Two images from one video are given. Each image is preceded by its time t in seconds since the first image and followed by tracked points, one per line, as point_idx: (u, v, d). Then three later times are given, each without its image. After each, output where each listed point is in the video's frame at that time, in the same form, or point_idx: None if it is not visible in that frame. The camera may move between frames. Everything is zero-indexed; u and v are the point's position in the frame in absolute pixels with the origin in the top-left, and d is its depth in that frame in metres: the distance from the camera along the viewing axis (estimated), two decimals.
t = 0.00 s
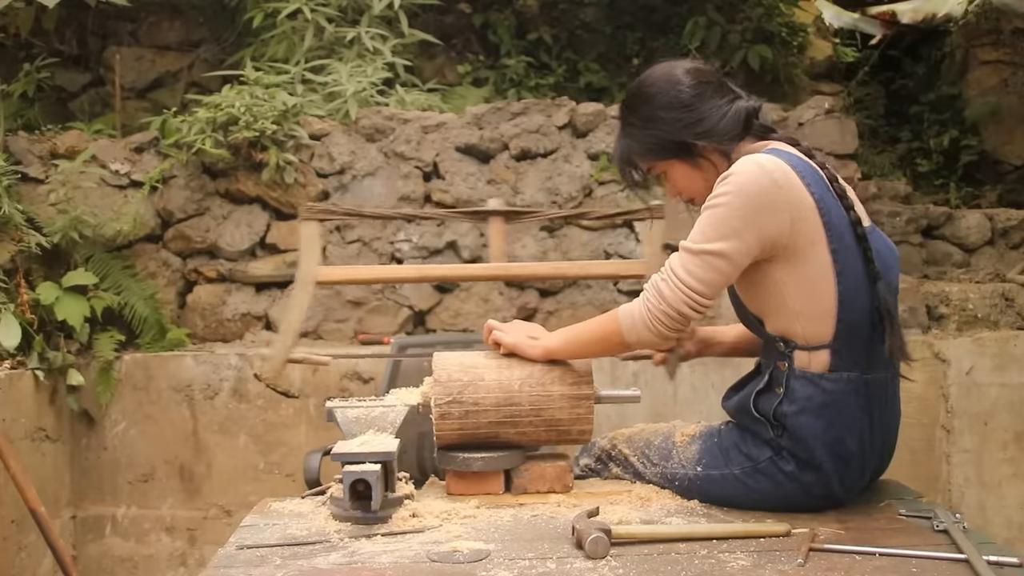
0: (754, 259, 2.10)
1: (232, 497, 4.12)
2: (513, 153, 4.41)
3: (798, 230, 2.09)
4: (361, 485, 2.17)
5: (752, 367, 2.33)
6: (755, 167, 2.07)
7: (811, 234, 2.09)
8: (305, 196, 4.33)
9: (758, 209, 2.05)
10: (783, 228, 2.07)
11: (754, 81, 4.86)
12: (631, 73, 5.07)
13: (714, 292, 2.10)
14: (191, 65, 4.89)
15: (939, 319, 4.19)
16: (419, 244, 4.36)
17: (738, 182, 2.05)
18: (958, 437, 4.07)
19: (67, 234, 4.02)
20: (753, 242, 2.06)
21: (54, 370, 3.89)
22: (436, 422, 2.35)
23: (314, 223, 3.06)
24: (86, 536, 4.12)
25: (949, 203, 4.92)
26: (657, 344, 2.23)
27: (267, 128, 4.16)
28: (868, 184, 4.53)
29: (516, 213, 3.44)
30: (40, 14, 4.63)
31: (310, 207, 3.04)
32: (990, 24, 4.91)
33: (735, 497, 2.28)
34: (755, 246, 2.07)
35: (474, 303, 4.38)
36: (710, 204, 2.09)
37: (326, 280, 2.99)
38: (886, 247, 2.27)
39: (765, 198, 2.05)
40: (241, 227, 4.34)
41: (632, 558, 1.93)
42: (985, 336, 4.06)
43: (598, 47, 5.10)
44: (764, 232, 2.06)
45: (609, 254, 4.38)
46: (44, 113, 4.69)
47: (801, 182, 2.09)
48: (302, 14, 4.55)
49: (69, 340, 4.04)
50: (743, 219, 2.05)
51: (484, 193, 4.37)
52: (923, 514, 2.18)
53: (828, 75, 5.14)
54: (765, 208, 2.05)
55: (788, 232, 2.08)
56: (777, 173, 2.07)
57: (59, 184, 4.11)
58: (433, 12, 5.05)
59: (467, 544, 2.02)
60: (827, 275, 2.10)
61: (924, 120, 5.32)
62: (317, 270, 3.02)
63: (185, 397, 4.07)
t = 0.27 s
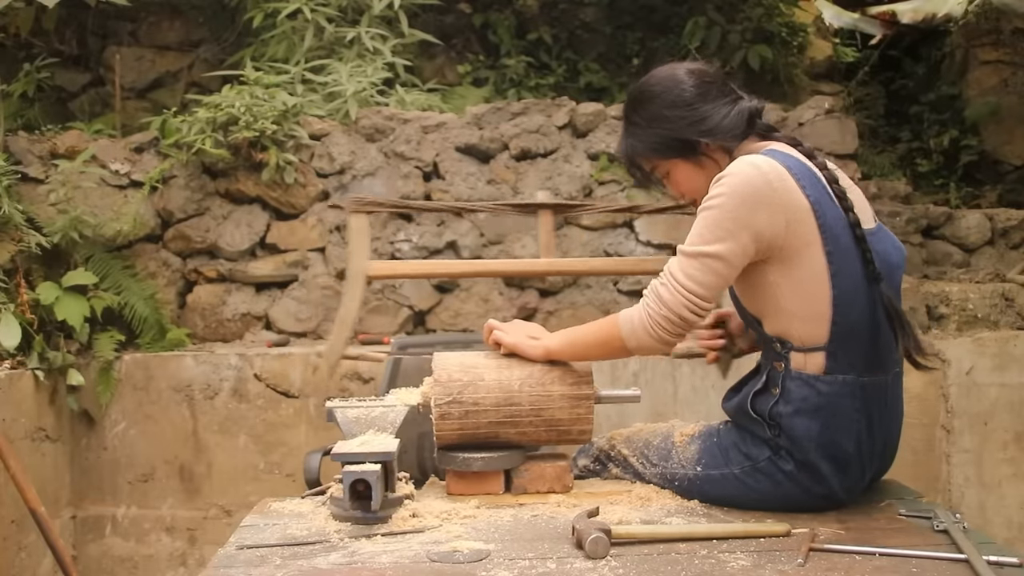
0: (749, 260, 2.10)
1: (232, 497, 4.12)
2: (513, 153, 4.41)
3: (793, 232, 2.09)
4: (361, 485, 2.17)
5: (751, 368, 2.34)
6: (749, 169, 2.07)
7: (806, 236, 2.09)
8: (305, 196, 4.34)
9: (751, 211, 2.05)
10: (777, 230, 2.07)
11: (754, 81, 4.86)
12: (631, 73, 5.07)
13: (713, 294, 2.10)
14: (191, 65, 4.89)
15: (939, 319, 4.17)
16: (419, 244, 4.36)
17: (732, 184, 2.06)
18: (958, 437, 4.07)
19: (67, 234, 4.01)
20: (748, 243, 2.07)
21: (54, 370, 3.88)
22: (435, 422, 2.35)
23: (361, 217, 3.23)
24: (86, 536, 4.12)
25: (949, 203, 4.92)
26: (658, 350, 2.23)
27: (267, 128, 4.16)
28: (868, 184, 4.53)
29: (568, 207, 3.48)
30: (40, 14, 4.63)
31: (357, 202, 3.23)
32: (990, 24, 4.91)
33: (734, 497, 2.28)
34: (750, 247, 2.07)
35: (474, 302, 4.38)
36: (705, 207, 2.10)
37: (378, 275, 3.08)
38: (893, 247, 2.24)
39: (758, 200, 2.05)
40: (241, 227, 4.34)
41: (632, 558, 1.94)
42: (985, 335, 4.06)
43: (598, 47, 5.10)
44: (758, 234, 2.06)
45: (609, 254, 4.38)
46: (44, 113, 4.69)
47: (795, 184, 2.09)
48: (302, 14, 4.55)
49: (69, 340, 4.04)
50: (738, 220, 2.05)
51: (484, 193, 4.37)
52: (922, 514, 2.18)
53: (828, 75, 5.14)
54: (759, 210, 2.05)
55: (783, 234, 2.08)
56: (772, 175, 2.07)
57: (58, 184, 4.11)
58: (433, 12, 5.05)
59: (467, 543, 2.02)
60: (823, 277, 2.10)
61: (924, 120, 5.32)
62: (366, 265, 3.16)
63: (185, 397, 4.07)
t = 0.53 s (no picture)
0: (752, 258, 2.10)
1: (232, 497, 4.12)
2: (513, 153, 4.41)
3: (796, 229, 2.09)
4: (361, 485, 2.17)
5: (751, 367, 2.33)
6: (753, 167, 2.07)
7: (809, 232, 2.10)
8: (305, 196, 4.34)
9: (756, 208, 2.05)
10: (781, 227, 2.07)
11: (754, 81, 4.86)
12: (631, 73, 5.07)
13: (714, 292, 2.10)
14: (191, 65, 4.89)
15: (940, 319, 4.20)
16: (419, 244, 4.36)
17: (736, 182, 2.05)
18: (958, 437, 4.07)
19: (67, 234, 4.02)
20: (752, 240, 2.06)
21: (54, 370, 3.89)
22: (435, 422, 2.35)
23: (330, 221, 3.28)
24: (86, 536, 4.12)
25: (949, 203, 4.92)
26: (656, 347, 2.22)
27: (267, 128, 4.16)
28: (868, 184, 4.53)
29: (536, 215, 3.50)
30: (40, 14, 4.63)
31: (327, 206, 3.31)
32: (990, 24, 4.91)
33: (734, 497, 2.28)
34: (753, 245, 2.07)
35: (474, 303, 4.38)
36: (708, 204, 2.09)
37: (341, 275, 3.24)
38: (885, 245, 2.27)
39: (762, 197, 2.05)
40: (241, 227, 4.34)
41: (631, 558, 1.93)
42: (985, 336, 4.06)
43: (598, 47, 5.09)
44: (762, 231, 2.06)
45: (609, 254, 4.39)
46: (44, 113, 4.69)
47: (798, 181, 2.09)
48: (302, 14, 4.55)
49: (69, 340, 4.04)
50: (743, 217, 2.05)
51: (484, 193, 4.37)
52: (922, 514, 2.18)
53: (828, 75, 5.14)
54: (764, 207, 2.05)
55: (787, 230, 2.08)
56: (775, 172, 2.08)
57: (59, 184, 4.11)
58: (433, 12, 5.05)
59: (465, 543, 2.02)
60: (826, 273, 2.11)
61: (924, 120, 5.32)
62: (332, 266, 3.28)
63: (185, 397, 4.08)
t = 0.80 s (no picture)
0: (759, 260, 2.10)
1: (232, 497, 4.12)
2: (513, 153, 4.41)
3: (805, 231, 2.09)
4: (362, 485, 2.17)
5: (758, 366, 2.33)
6: (762, 169, 2.06)
7: (818, 235, 2.09)
8: (305, 196, 4.34)
9: (763, 211, 2.05)
10: (789, 230, 2.07)
11: (754, 82, 4.86)
12: (630, 73, 5.07)
13: (718, 292, 2.11)
14: (191, 65, 4.89)
15: (939, 319, 4.17)
16: (419, 244, 4.36)
17: (745, 184, 2.05)
18: (958, 437, 4.07)
19: (67, 234, 4.02)
20: (758, 242, 2.06)
21: (54, 370, 3.88)
22: (435, 422, 2.35)
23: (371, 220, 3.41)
24: (86, 536, 4.12)
25: (949, 203, 4.92)
26: (661, 344, 2.24)
27: (267, 128, 4.16)
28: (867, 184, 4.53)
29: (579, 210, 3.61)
30: (40, 14, 4.63)
31: (369, 206, 3.43)
32: (990, 24, 4.91)
33: (735, 496, 2.28)
34: (760, 246, 2.07)
35: (474, 302, 4.38)
36: (716, 206, 2.09)
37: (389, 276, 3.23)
38: (903, 246, 2.24)
39: (771, 199, 2.05)
40: (241, 227, 4.34)
41: (632, 557, 1.94)
42: (985, 335, 4.06)
43: (598, 47, 5.09)
44: (770, 233, 2.06)
45: (609, 254, 4.39)
46: (44, 113, 4.69)
47: (808, 184, 2.08)
48: (302, 14, 4.55)
49: (69, 340, 4.04)
50: (749, 220, 2.05)
51: (484, 193, 4.37)
52: (923, 514, 2.18)
53: (828, 75, 5.14)
54: (772, 210, 2.05)
55: (795, 233, 2.08)
56: (785, 174, 2.07)
57: (58, 184, 4.10)
58: (433, 12, 5.05)
59: (467, 543, 2.02)
60: (833, 277, 2.10)
61: (924, 120, 5.32)
62: (377, 265, 3.40)
63: (185, 397, 4.07)
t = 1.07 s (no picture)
0: (758, 262, 2.10)
1: (232, 497, 4.12)
2: (513, 153, 4.41)
3: (804, 232, 2.09)
4: (361, 485, 2.17)
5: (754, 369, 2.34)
6: (760, 171, 2.07)
7: (816, 235, 2.10)
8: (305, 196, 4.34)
9: (763, 212, 2.05)
10: (788, 231, 2.07)
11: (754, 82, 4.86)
12: (631, 73, 5.07)
13: (716, 295, 2.10)
14: (191, 65, 4.89)
15: (939, 319, 4.18)
16: (419, 244, 4.37)
17: (744, 186, 2.05)
18: (958, 437, 4.07)
19: (67, 234, 4.02)
20: (757, 245, 2.06)
21: (54, 370, 3.88)
22: (435, 422, 2.35)
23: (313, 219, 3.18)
24: (86, 536, 4.12)
25: (949, 203, 4.92)
26: (658, 347, 2.23)
27: (267, 128, 4.17)
28: (867, 185, 4.53)
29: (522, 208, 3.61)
30: (40, 14, 4.63)
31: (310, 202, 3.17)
32: (990, 24, 4.91)
33: (735, 497, 2.28)
34: (760, 248, 2.07)
35: (474, 302, 4.38)
36: (716, 209, 2.09)
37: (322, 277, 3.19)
38: (891, 246, 2.27)
39: (770, 201, 2.05)
40: (241, 227, 4.34)
41: (632, 558, 1.94)
42: (985, 335, 4.06)
43: (598, 47, 5.09)
44: (769, 235, 2.06)
45: (609, 254, 4.40)
46: (44, 113, 4.70)
47: (806, 184, 2.09)
48: (302, 14, 4.55)
49: (69, 339, 4.04)
50: (749, 222, 2.05)
51: (484, 193, 4.37)
52: (922, 514, 2.18)
53: (828, 75, 5.14)
54: (771, 211, 2.05)
55: (794, 234, 2.08)
56: (782, 175, 2.07)
57: (58, 184, 4.11)
58: (433, 12, 5.05)
59: (467, 543, 2.02)
60: (832, 276, 2.11)
61: (924, 120, 5.32)
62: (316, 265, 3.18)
63: (185, 397, 4.08)
